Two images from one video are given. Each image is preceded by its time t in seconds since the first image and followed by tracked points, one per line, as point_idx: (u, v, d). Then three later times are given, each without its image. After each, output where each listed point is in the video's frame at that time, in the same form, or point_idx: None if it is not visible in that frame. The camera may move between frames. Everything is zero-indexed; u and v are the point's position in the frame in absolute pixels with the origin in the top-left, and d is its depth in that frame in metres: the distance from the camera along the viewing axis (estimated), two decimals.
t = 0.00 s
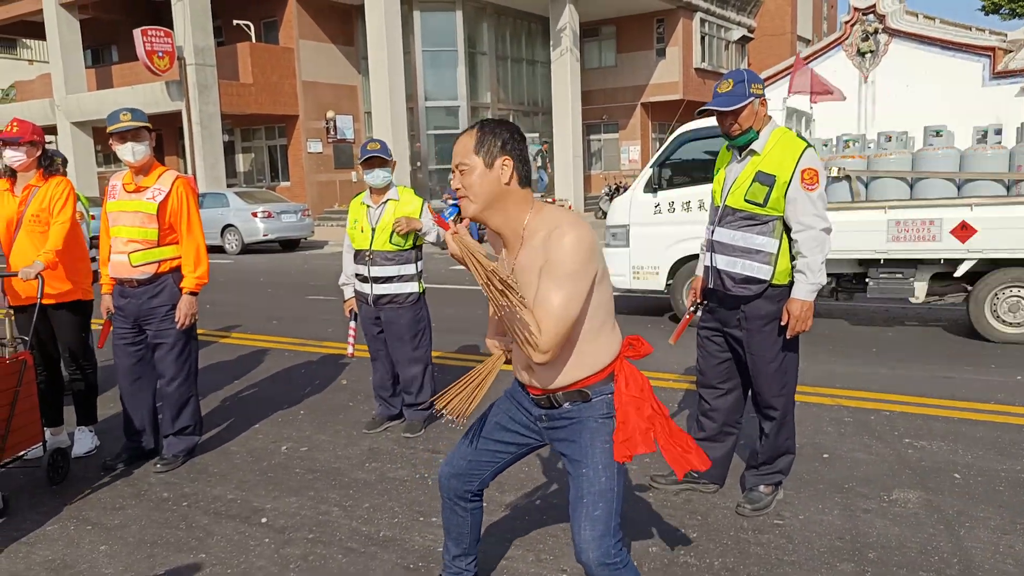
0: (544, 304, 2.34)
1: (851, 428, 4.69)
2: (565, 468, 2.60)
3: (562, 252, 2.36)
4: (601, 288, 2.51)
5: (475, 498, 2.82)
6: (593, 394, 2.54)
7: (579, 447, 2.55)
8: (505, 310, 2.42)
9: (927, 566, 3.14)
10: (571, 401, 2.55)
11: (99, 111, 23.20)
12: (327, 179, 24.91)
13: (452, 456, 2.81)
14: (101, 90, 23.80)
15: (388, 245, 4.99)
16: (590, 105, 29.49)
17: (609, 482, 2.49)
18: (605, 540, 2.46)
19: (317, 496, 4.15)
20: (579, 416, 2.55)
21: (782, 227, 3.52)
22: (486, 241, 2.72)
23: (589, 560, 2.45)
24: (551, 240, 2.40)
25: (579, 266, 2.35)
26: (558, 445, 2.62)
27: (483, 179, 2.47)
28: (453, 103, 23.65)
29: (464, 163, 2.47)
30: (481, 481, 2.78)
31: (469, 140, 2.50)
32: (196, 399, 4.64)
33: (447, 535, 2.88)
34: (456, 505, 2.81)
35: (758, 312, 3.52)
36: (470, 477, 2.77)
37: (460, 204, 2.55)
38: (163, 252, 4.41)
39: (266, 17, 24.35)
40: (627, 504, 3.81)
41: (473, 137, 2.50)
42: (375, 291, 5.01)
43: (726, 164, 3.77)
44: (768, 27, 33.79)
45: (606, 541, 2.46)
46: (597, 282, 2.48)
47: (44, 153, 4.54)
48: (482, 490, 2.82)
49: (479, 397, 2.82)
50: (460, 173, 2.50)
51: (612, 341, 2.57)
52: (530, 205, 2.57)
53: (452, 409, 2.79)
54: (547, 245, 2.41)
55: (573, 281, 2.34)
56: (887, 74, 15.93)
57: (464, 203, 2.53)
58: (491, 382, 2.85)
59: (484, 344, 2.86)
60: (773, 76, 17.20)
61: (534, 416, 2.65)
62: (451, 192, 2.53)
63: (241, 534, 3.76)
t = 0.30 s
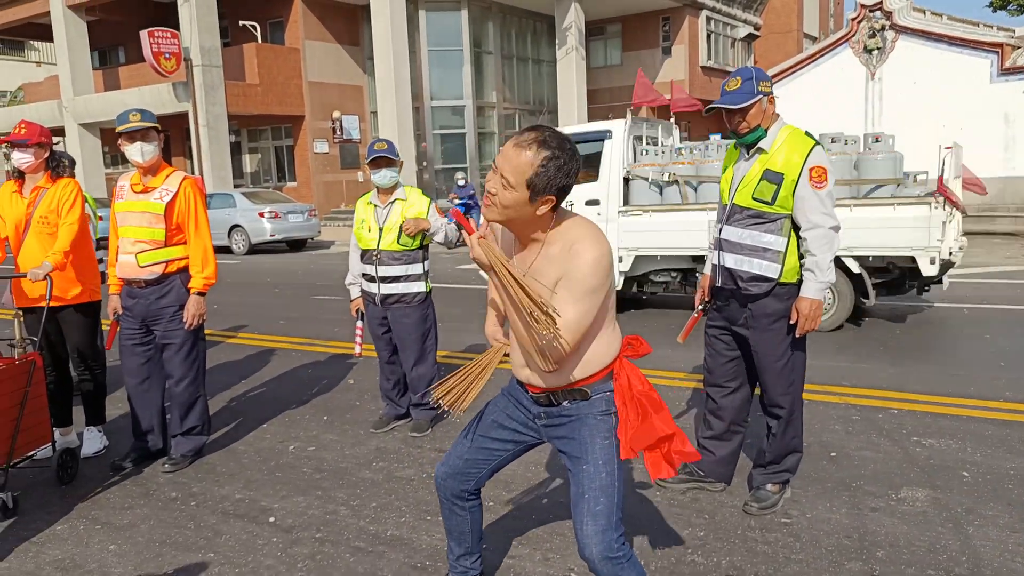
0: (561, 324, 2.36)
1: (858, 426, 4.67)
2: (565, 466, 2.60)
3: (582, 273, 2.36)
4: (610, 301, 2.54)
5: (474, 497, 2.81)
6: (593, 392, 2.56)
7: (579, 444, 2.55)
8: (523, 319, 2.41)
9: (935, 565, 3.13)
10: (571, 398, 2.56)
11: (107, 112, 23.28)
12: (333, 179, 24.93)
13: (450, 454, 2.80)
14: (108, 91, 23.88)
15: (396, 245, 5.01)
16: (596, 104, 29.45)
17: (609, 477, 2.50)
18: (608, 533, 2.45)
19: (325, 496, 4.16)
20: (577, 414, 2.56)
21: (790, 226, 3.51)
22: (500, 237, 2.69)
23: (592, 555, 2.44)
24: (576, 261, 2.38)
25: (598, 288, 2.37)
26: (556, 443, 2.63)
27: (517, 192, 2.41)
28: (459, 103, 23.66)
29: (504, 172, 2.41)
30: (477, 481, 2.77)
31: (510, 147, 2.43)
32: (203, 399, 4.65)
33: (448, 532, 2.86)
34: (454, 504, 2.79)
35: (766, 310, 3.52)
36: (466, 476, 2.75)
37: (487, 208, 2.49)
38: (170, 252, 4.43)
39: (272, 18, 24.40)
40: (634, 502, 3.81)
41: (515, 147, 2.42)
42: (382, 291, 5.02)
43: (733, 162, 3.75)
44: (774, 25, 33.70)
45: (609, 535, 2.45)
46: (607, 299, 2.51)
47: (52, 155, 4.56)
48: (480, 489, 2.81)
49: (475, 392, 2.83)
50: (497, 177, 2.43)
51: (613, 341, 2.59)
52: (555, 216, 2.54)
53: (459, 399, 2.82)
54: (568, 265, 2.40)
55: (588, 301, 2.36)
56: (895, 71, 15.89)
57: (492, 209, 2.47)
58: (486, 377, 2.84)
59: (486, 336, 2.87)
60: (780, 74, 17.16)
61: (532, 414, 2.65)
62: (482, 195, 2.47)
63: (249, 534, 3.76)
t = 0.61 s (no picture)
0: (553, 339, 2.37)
1: (859, 424, 4.67)
2: (540, 463, 2.62)
3: (572, 290, 2.39)
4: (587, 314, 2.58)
5: (442, 502, 2.80)
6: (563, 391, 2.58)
7: (553, 439, 2.57)
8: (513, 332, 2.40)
9: (936, 562, 3.12)
10: (540, 398, 2.58)
11: (107, 114, 23.29)
12: (334, 179, 24.95)
13: (412, 464, 2.78)
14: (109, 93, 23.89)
15: (395, 245, 5.03)
16: (597, 103, 29.44)
17: (587, 468, 2.51)
18: (589, 520, 2.46)
19: (326, 496, 4.17)
20: (549, 412, 2.57)
21: (791, 223, 3.51)
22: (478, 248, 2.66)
23: (577, 544, 2.45)
24: (565, 280, 2.40)
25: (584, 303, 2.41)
26: (527, 442, 2.64)
27: (516, 208, 2.40)
28: (460, 103, 23.67)
29: (504, 186, 2.40)
30: (444, 485, 2.75)
31: (512, 163, 2.43)
32: (205, 399, 4.66)
33: (429, 539, 2.86)
34: (426, 511, 2.78)
35: (766, 308, 3.52)
36: (433, 482, 2.74)
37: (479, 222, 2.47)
38: (171, 253, 4.44)
39: (272, 19, 24.42)
40: (634, 501, 3.82)
41: (516, 163, 2.42)
42: (382, 291, 5.03)
43: (734, 160, 3.75)
44: (774, 23, 33.69)
45: (592, 522, 2.46)
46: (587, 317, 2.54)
47: (52, 156, 4.56)
48: (447, 493, 2.79)
49: (440, 385, 2.84)
50: (495, 191, 2.42)
51: (584, 342, 2.60)
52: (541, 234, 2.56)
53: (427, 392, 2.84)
54: (557, 281, 2.42)
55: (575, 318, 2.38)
56: (895, 68, 15.90)
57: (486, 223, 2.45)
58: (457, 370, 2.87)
59: (454, 335, 2.86)
60: (780, 72, 17.17)
61: (503, 415, 2.66)
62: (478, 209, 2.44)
63: (250, 534, 3.77)
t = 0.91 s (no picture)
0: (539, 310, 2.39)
1: (862, 422, 4.67)
2: (534, 460, 2.62)
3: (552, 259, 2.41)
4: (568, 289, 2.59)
5: (440, 498, 2.78)
6: (555, 388, 2.58)
7: (546, 436, 2.57)
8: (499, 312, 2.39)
9: (938, 560, 3.13)
10: (535, 396, 2.58)
11: (111, 113, 23.32)
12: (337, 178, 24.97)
13: (410, 459, 2.77)
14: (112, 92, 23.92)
15: (396, 244, 5.03)
16: (600, 101, 29.39)
17: (581, 464, 2.51)
18: (585, 516, 2.46)
19: (329, 494, 4.17)
20: (542, 408, 2.58)
21: (793, 222, 3.51)
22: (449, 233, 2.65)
23: (574, 540, 2.45)
24: (544, 249, 2.43)
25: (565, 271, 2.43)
26: (522, 438, 2.64)
27: (485, 181, 2.42)
28: (463, 101, 23.67)
29: (471, 160, 2.41)
30: (441, 481, 2.74)
31: (470, 138, 2.46)
32: (208, 397, 4.67)
33: (429, 536, 2.84)
34: (423, 507, 2.76)
35: (768, 306, 3.52)
36: (430, 477, 2.73)
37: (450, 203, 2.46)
38: (173, 252, 4.44)
39: (275, 17, 24.45)
40: (635, 498, 3.83)
41: (478, 137, 2.45)
42: (384, 290, 5.03)
43: (735, 157, 3.74)
44: (777, 21, 33.63)
45: (588, 518, 2.45)
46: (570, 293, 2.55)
47: (55, 155, 4.57)
48: (445, 489, 2.77)
49: (428, 388, 2.87)
50: (462, 168, 2.43)
51: (572, 335, 2.62)
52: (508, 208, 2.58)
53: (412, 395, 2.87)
54: (535, 252, 2.45)
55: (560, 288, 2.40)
56: (898, 67, 15.89)
57: (457, 202, 2.45)
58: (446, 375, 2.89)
59: (444, 345, 2.92)
60: (783, 71, 17.15)
61: (496, 412, 2.66)
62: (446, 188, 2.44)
63: (253, 532, 3.78)
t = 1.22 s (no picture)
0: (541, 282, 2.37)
1: (864, 419, 4.67)
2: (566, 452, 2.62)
3: (552, 228, 2.38)
4: (589, 263, 2.53)
5: (478, 488, 2.82)
6: (586, 374, 2.56)
7: (578, 428, 2.56)
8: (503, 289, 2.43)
9: (940, 556, 3.13)
10: (566, 382, 2.56)
11: (114, 108, 23.34)
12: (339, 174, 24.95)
13: (451, 449, 2.81)
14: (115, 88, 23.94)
15: (398, 239, 5.02)
16: (602, 97, 29.33)
17: (611, 462, 2.51)
18: (610, 514, 2.47)
19: (331, 489, 4.18)
20: (576, 400, 2.56)
21: (795, 217, 3.51)
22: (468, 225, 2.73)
23: (595, 539, 2.46)
24: (541, 216, 2.44)
25: (570, 239, 2.38)
26: (555, 428, 2.64)
27: (465, 164, 2.50)
28: (465, 97, 23.63)
29: (446, 148, 2.50)
30: (480, 472, 2.78)
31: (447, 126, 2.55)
32: (210, 394, 4.68)
33: (457, 526, 2.88)
34: (459, 497, 2.81)
35: (770, 302, 3.52)
36: (468, 468, 2.77)
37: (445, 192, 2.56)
38: (175, 249, 4.45)
39: (278, 13, 24.45)
40: (638, 494, 3.83)
41: (451, 125, 2.53)
42: (386, 286, 5.04)
43: (737, 153, 3.74)
44: (781, 17, 33.56)
45: (612, 519, 2.46)
46: (585, 258, 2.52)
47: (58, 151, 4.59)
48: (484, 480, 2.81)
49: (467, 383, 2.90)
50: (442, 157, 2.52)
51: (603, 318, 2.59)
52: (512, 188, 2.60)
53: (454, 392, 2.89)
54: (534, 224, 2.45)
55: (566, 250, 2.37)
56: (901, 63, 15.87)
57: (449, 189, 2.54)
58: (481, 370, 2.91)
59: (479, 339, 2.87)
60: (786, 67, 17.10)
61: (529, 402, 2.66)
62: (433, 179, 2.55)
63: (255, 527, 3.79)
